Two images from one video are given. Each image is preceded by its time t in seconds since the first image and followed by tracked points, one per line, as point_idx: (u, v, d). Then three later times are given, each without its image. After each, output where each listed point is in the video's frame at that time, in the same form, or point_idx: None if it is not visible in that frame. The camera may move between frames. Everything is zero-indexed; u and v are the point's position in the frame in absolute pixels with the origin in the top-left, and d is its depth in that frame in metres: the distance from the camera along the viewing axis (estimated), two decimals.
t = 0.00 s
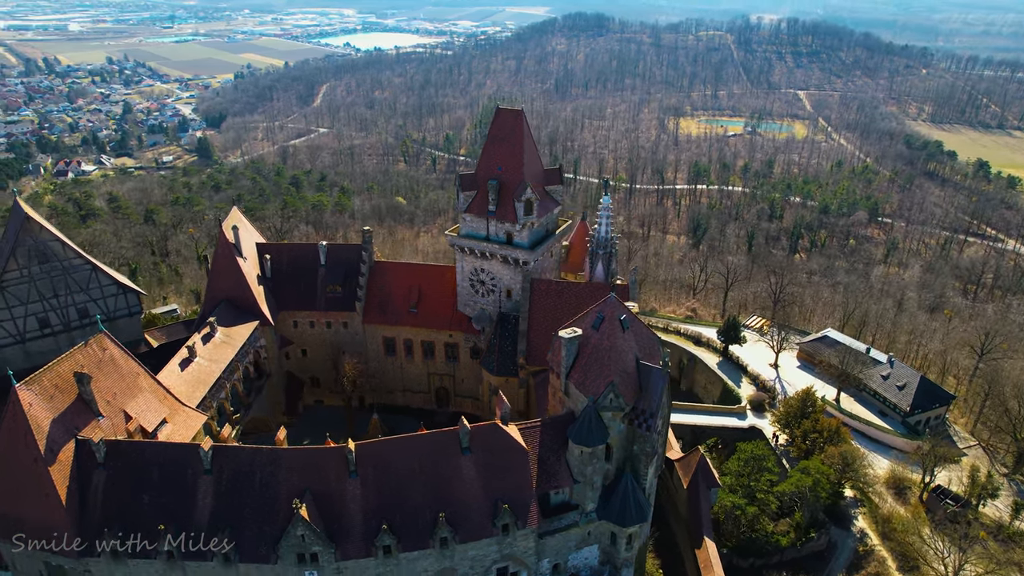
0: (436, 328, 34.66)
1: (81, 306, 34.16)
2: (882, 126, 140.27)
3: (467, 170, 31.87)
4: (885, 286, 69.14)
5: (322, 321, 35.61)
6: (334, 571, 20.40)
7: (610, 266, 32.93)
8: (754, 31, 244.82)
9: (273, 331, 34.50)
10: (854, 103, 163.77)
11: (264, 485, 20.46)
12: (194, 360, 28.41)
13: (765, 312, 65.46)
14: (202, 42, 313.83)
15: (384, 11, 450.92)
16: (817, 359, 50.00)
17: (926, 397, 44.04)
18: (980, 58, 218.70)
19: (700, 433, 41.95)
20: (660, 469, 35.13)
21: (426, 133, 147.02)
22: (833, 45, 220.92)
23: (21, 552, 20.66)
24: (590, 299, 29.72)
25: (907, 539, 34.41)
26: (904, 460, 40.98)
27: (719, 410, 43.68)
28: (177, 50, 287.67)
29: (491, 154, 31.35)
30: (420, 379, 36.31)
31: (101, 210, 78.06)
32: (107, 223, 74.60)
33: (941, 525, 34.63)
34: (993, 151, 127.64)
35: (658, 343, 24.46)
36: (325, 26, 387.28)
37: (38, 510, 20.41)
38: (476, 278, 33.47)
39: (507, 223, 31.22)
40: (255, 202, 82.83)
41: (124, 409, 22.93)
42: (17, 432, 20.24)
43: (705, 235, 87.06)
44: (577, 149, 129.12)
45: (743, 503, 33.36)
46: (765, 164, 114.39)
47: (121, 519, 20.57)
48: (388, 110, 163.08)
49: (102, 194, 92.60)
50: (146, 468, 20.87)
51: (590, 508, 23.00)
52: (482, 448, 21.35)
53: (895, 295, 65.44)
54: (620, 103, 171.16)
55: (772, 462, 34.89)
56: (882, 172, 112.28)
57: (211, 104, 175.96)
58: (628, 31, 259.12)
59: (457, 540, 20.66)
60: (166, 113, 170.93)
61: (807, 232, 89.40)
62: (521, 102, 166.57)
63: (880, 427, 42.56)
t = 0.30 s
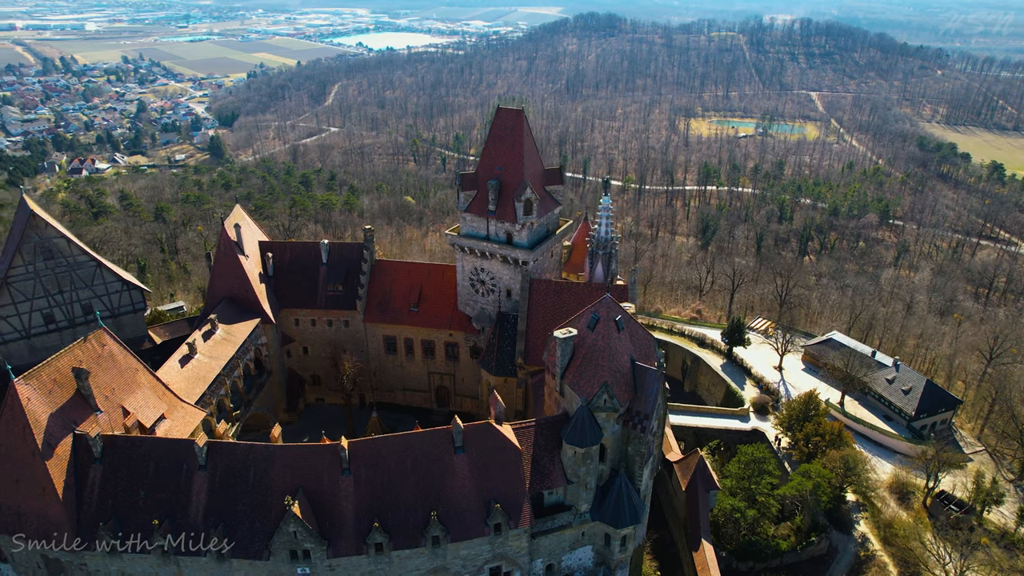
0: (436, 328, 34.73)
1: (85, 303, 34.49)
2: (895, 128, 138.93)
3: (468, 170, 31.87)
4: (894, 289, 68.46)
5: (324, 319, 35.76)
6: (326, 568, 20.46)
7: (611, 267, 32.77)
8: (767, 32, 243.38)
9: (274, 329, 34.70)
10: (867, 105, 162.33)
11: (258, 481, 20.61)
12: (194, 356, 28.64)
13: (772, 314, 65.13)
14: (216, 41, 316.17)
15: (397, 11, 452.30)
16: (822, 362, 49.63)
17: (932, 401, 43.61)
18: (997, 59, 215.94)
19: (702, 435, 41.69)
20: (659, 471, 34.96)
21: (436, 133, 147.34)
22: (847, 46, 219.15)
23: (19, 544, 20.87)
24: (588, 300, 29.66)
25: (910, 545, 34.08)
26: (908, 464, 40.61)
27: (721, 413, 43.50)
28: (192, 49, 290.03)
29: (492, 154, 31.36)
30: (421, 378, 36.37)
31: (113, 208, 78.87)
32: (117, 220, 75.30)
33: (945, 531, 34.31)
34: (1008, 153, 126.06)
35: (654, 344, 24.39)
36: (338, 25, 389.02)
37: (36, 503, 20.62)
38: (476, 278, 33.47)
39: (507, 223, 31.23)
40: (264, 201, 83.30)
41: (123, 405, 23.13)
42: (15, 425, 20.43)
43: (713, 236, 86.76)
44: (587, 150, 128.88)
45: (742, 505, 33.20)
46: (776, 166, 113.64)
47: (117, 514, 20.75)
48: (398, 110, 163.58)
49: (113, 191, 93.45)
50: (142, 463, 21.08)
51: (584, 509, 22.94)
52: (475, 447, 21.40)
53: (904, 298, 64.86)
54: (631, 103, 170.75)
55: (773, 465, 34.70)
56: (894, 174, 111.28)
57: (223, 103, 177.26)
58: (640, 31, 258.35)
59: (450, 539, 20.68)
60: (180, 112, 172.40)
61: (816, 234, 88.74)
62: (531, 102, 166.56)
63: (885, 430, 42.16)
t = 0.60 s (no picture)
0: (437, 327, 34.78)
1: (90, 299, 34.85)
2: (909, 129, 137.54)
3: (468, 169, 31.90)
4: (903, 293, 67.70)
5: (325, 317, 35.91)
6: (319, 565, 20.57)
7: (610, 267, 32.64)
8: (780, 32, 241.66)
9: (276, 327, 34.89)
10: (881, 106, 160.79)
11: (252, 478, 20.73)
12: (194, 353, 28.86)
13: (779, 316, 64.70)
14: (230, 40, 318.61)
15: (409, 11, 453.32)
16: (827, 365, 49.20)
17: (938, 406, 43.08)
18: (1015, 61, 213.11)
19: (704, 437, 41.53)
20: (658, 472, 34.84)
21: (446, 132, 147.61)
22: (861, 46, 217.24)
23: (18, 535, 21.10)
24: (587, 300, 29.57)
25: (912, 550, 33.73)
26: (912, 469, 40.21)
27: (724, 415, 43.26)
28: (207, 49, 292.32)
29: (493, 152, 31.34)
30: (421, 376, 36.45)
31: (125, 205, 79.66)
32: (129, 217, 75.98)
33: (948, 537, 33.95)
34: None
35: (649, 345, 24.31)
36: (351, 25, 390.44)
37: (34, 497, 20.84)
38: (477, 277, 33.45)
39: (507, 222, 31.22)
40: (274, 199, 83.79)
41: (121, 400, 23.36)
42: (13, 419, 20.69)
43: (722, 238, 86.33)
44: (596, 150, 128.56)
45: (742, 508, 33.03)
46: (787, 167, 112.83)
47: (113, 508, 20.97)
48: (409, 110, 163.98)
49: (125, 189, 94.28)
50: (138, 458, 21.28)
51: (578, 509, 22.88)
52: (468, 446, 21.39)
53: (913, 301, 64.22)
54: (642, 104, 170.19)
55: (773, 468, 34.47)
56: (907, 177, 110.09)
57: (236, 102, 178.57)
58: (653, 31, 257.49)
59: (441, 537, 20.71)
60: (193, 111, 173.79)
61: (826, 237, 87.97)
62: (542, 102, 166.41)
63: (889, 435, 41.80)
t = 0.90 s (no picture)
0: (437, 326, 34.83)
1: (95, 295, 35.18)
2: (923, 131, 136.08)
3: (469, 169, 31.96)
4: (913, 296, 67.00)
5: (326, 315, 36.09)
6: (311, 561, 20.65)
7: (610, 268, 32.55)
8: (794, 33, 239.91)
9: (277, 324, 35.07)
10: (895, 108, 159.14)
11: (245, 473, 20.87)
12: (195, 349, 29.12)
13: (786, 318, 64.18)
14: (244, 40, 320.84)
15: (422, 11, 454.48)
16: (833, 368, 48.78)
17: (944, 410, 42.54)
18: None
19: (706, 439, 41.39)
20: (658, 474, 34.76)
21: (457, 132, 147.80)
22: (876, 47, 215.13)
23: (15, 527, 21.36)
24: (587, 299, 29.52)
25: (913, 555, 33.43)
26: (916, 474, 39.81)
27: (727, 417, 43.06)
28: (221, 48, 294.62)
29: (494, 152, 31.36)
30: (421, 374, 36.51)
31: (137, 203, 80.43)
32: (140, 215, 76.74)
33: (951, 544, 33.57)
34: None
35: (646, 346, 24.25)
36: (365, 25, 391.90)
37: (32, 488, 21.09)
38: (477, 277, 33.45)
39: (507, 222, 31.22)
40: (283, 198, 84.29)
41: (120, 395, 23.59)
42: (13, 412, 20.95)
43: (731, 239, 85.78)
44: (607, 151, 128.21)
45: (741, 511, 32.90)
46: (798, 169, 111.94)
47: (109, 502, 21.16)
48: (420, 109, 164.34)
49: (137, 187, 95.12)
50: (135, 452, 21.48)
51: (572, 509, 22.84)
52: (462, 445, 21.44)
53: (923, 305, 63.54)
54: (653, 105, 169.56)
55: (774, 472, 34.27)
56: (920, 179, 108.88)
57: (249, 101, 179.85)
58: (665, 32, 256.49)
59: (433, 536, 20.76)
60: (207, 110, 175.26)
61: (837, 239, 87.22)
62: (553, 103, 166.22)
63: (893, 439, 41.43)
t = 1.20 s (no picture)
0: (437, 325, 34.88)
1: (100, 291, 35.51)
2: (938, 133, 134.51)
3: (470, 168, 32.00)
4: (923, 300, 66.28)
5: (328, 313, 36.22)
6: (303, 558, 20.75)
7: (610, 269, 32.50)
8: (808, 34, 238.20)
9: (279, 321, 35.26)
10: (910, 109, 157.51)
11: (240, 469, 21.03)
12: (195, 346, 29.33)
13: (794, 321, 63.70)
14: (259, 39, 323.42)
15: (436, 11, 455.38)
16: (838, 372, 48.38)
17: (951, 415, 41.98)
18: None
19: (708, 442, 41.25)
20: (658, 476, 34.74)
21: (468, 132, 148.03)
22: (891, 48, 212.82)
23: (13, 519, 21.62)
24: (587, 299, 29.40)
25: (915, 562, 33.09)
26: (920, 479, 39.42)
27: (730, 420, 42.82)
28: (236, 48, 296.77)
29: (495, 151, 31.35)
30: (422, 373, 36.58)
31: (149, 201, 81.28)
32: (151, 212, 77.48)
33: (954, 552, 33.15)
34: None
35: (641, 347, 24.14)
36: (378, 24, 393.29)
37: (30, 482, 21.33)
38: (477, 276, 33.45)
39: (507, 222, 31.22)
40: (293, 197, 84.76)
41: (119, 390, 23.78)
42: (12, 405, 21.21)
43: (741, 241, 85.24)
44: (617, 151, 127.90)
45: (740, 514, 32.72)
46: (809, 171, 111.06)
47: (106, 495, 21.36)
48: (431, 109, 164.69)
49: (150, 184, 96.01)
50: (131, 446, 21.68)
51: (565, 510, 22.79)
52: (455, 444, 21.45)
53: (933, 309, 62.84)
54: (665, 105, 168.87)
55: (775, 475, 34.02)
56: (934, 181, 107.64)
57: (262, 100, 181.00)
58: (678, 32, 255.32)
59: (425, 534, 20.79)
60: (221, 108, 176.55)
61: (847, 241, 86.48)
62: (564, 103, 165.97)
63: (898, 443, 41.03)
